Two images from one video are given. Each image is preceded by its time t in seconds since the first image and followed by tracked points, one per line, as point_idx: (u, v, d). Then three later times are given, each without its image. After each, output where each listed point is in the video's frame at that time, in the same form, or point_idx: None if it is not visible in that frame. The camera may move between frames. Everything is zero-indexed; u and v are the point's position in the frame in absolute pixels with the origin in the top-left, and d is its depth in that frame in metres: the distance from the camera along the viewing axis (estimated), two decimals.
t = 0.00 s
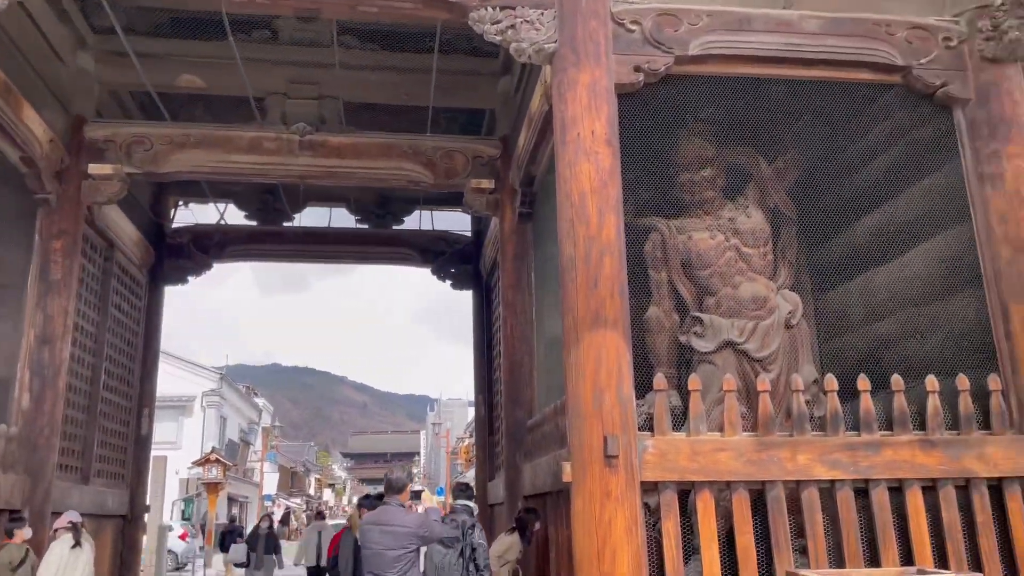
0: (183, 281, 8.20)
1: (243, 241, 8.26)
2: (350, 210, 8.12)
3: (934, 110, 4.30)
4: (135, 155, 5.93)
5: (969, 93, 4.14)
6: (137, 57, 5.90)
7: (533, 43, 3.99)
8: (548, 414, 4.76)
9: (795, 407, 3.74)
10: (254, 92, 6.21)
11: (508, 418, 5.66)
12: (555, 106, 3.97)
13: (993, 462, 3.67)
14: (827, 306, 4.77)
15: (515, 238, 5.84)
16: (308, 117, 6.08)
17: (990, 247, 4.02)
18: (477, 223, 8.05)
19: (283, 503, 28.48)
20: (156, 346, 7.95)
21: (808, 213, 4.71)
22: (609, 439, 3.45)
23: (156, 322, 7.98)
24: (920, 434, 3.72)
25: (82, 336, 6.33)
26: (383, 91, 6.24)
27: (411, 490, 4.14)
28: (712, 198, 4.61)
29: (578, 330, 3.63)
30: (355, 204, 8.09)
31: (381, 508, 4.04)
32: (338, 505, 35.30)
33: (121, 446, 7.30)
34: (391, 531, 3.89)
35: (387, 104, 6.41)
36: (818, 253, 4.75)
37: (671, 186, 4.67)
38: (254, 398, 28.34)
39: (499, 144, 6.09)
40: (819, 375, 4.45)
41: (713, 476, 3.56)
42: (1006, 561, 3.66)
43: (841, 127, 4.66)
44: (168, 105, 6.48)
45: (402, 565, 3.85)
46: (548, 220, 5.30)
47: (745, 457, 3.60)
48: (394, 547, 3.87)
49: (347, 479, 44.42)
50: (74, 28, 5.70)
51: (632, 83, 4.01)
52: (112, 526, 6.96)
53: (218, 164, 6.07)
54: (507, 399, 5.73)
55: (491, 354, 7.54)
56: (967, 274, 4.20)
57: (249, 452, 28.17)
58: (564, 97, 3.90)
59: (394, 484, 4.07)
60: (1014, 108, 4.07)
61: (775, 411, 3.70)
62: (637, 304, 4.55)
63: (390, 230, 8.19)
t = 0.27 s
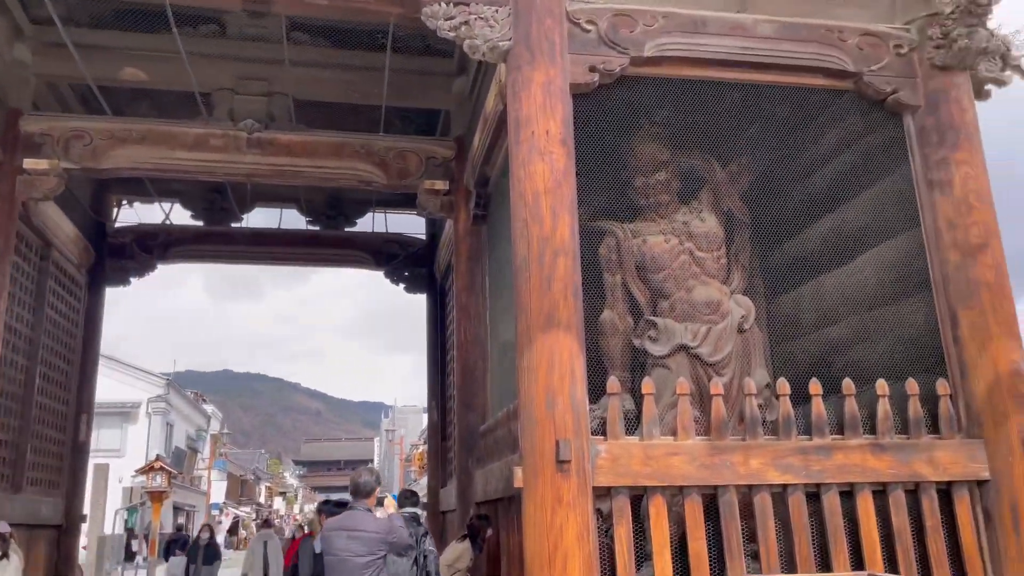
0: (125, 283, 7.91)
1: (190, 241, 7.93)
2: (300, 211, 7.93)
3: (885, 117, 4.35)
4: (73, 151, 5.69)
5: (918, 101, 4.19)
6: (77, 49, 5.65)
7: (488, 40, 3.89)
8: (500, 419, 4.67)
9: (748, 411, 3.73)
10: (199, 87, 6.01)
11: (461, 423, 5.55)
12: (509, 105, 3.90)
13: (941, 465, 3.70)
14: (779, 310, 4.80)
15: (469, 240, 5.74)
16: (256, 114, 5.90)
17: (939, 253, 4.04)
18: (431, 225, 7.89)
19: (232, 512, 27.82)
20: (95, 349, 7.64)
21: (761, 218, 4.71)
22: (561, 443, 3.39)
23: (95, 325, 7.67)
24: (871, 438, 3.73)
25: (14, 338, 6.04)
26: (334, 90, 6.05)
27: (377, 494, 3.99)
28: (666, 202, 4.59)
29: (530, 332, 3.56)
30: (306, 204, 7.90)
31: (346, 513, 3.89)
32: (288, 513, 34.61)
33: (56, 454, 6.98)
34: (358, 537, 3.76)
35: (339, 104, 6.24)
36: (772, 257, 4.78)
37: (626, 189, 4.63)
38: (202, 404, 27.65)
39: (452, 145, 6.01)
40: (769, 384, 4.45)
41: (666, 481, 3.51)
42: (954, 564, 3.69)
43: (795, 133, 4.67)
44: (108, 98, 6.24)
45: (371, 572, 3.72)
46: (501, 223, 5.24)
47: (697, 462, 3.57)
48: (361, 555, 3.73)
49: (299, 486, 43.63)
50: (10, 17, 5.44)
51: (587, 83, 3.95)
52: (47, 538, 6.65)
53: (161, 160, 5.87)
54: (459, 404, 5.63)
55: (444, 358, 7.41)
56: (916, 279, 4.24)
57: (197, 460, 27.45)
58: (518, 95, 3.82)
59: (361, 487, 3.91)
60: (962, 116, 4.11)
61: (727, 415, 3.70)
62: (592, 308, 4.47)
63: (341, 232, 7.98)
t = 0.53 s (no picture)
0: (73, 288, 7.61)
1: (142, 244, 7.66)
2: (259, 216, 7.72)
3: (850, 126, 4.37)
4: (18, 151, 5.44)
5: (883, 109, 4.19)
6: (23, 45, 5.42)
7: (452, 39, 3.78)
8: (462, 429, 4.54)
9: (714, 420, 3.66)
10: (153, 86, 5.77)
11: (422, 434, 5.41)
12: (472, 106, 3.79)
13: (906, 475, 3.67)
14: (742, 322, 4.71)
15: (432, 246, 5.61)
16: (212, 115, 5.66)
17: (903, 260, 4.06)
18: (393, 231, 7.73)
19: (187, 525, 27.11)
20: (40, 358, 7.32)
21: (727, 227, 4.66)
22: (524, 453, 3.28)
23: (41, 332, 7.36)
24: (837, 448, 3.69)
25: None
26: (294, 91, 5.88)
27: (338, 507, 3.88)
28: (633, 210, 4.52)
29: (493, 339, 3.45)
30: (264, 209, 7.69)
31: (304, 529, 3.75)
32: (246, 527, 33.87)
33: None
34: (320, 554, 3.64)
35: (299, 105, 6.07)
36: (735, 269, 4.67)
37: (592, 196, 4.55)
38: (157, 415, 26.95)
39: (416, 149, 5.82)
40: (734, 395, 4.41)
41: (630, 492, 3.42)
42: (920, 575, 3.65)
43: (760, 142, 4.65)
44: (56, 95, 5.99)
45: None
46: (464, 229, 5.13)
47: (663, 472, 3.48)
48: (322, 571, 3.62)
49: (258, 499, 42.78)
50: None
51: (553, 86, 3.87)
52: None
53: (111, 160, 5.65)
54: (420, 414, 5.49)
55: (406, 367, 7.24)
56: (880, 287, 4.27)
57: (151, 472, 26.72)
58: (483, 96, 3.71)
59: (323, 501, 3.79)
60: (925, 124, 4.12)
61: (693, 425, 3.61)
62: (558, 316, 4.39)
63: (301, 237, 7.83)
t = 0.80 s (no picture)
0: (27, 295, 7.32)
1: (103, 249, 7.36)
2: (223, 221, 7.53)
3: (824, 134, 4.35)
4: None
5: (858, 117, 4.17)
6: None
7: (423, 39, 3.68)
8: (430, 441, 4.40)
9: (688, 431, 3.58)
10: (112, 86, 5.52)
11: (388, 446, 5.25)
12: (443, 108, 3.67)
13: (881, 487, 3.61)
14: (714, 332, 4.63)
15: (401, 253, 5.48)
16: (175, 116, 5.45)
17: (878, 270, 4.03)
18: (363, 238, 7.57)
19: (148, 540, 26.43)
20: None
21: (701, 235, 4.60)
22: (493, 465, 3.15)
23: None
24: (812, 459, 3.63)
25: None
26: (262, 91, 5.66)
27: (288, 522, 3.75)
28: (607, 217, 4.45)
29: (462, 346, 3.33)
30: (229, 214, 7.50)
31: (253, 547, 3.59)
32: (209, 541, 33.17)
33: None
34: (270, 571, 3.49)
35: (266, 108, 5.91)
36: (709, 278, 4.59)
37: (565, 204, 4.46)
38: (118, 426, 26.30)
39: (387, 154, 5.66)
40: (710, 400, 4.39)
41: (603, 505, 3.32)
42: None
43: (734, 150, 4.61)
44: (12, 94, 5.76)
45: None
46: (434, 235, 5.01)
47: (636, 485, 3.39)
48: None
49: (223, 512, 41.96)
50: None
51: (526, 88, 3.79)
52: None
53: (68, 161, 5.41)
54: (387, 425, 5.33)
55: (374, 377, 7.07)
56: (855, 296, 4.25)
57: (111, 485, 26.04)
58: (454, 97, 3.60)
59: (271, 516, 3.66)
60: (900, 133, 4.11)
61: (666, 436, 3.53)
62: (529, 325, 4.26)
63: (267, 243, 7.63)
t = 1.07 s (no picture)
0: None
1: (75, 250, 7.16)
2: (197, 223, 7.39)
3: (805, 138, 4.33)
4: None
5: (839, 122, 4.16)
6: None
7: (401, 35, 3.60)
8: (405, 446, 4.30)
9: (667, 436, 3.53)
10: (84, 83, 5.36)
11: (364, 452, 5.14)
12: (421, 106, 3.61)
13: (862, 494, 3.57)
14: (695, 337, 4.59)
15: (378, 256, 5.38)
16: (147, 113, 5.31)
17: (858, 275, 4.01)
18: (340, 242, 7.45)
19: (119, 548, 25.96)
20: None
21: (682, 240, 4.56)
22: (469, 471, 3.07)
23: None
24: (793, 465, 3.58)
25: None
26: (239, 91, 5.59)
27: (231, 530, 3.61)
28: (587, 221, 4.40)
29: (437, 348, 3.25)
30: (204, 216, 7.36)
31: (195, 555, 3.45)
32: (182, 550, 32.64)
33: None
34: None
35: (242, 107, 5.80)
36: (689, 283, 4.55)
37: (545, 207, 4.40)
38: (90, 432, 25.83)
39: (365, 156, 5.56)
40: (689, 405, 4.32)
41: (581, 512, 3.25)
42: None
43: (716, 154, 4.58)
44: None
45: None
46: (411, 237, 4.93)
47: (615, 491, 3.32)
48: None
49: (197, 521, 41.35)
50: None
51: (507, 87, 3.72)
52: None
53: (37, 158, 5.23)
54: (362, 430, 5.23)
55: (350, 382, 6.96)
56: (836, 302, 4.23)
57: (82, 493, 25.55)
58: (432, 95, 3.54)
59: (211, 524, 3.52)
60: (881, 138, 4.10)
61: (646, 441, 3.47)
62: (508, 328, 4.23)
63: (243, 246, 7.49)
